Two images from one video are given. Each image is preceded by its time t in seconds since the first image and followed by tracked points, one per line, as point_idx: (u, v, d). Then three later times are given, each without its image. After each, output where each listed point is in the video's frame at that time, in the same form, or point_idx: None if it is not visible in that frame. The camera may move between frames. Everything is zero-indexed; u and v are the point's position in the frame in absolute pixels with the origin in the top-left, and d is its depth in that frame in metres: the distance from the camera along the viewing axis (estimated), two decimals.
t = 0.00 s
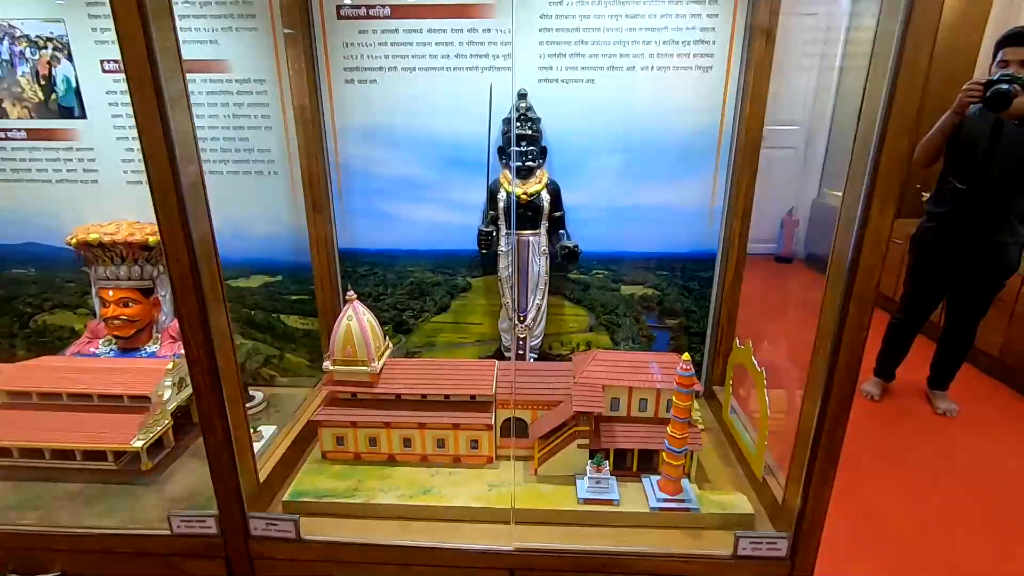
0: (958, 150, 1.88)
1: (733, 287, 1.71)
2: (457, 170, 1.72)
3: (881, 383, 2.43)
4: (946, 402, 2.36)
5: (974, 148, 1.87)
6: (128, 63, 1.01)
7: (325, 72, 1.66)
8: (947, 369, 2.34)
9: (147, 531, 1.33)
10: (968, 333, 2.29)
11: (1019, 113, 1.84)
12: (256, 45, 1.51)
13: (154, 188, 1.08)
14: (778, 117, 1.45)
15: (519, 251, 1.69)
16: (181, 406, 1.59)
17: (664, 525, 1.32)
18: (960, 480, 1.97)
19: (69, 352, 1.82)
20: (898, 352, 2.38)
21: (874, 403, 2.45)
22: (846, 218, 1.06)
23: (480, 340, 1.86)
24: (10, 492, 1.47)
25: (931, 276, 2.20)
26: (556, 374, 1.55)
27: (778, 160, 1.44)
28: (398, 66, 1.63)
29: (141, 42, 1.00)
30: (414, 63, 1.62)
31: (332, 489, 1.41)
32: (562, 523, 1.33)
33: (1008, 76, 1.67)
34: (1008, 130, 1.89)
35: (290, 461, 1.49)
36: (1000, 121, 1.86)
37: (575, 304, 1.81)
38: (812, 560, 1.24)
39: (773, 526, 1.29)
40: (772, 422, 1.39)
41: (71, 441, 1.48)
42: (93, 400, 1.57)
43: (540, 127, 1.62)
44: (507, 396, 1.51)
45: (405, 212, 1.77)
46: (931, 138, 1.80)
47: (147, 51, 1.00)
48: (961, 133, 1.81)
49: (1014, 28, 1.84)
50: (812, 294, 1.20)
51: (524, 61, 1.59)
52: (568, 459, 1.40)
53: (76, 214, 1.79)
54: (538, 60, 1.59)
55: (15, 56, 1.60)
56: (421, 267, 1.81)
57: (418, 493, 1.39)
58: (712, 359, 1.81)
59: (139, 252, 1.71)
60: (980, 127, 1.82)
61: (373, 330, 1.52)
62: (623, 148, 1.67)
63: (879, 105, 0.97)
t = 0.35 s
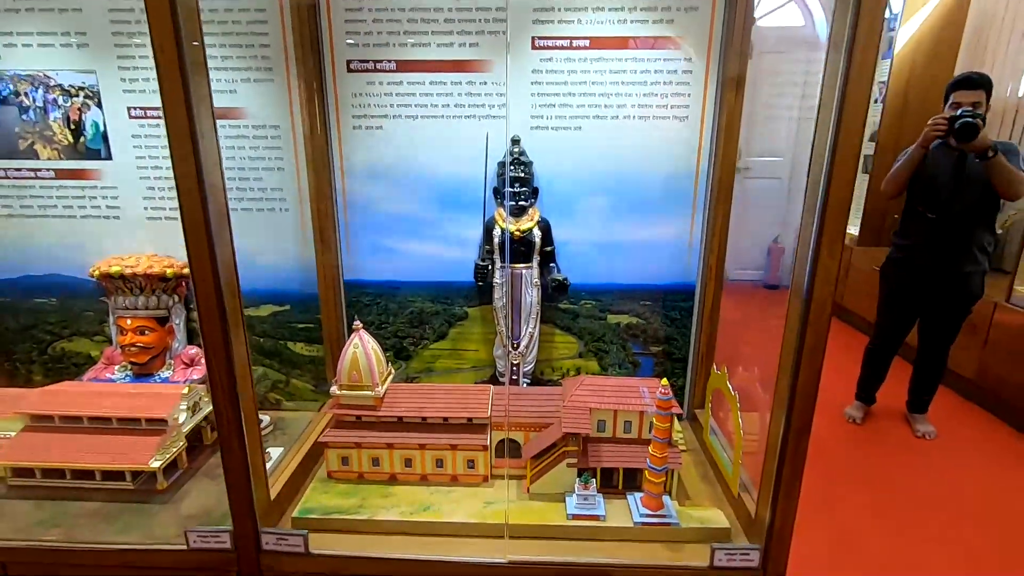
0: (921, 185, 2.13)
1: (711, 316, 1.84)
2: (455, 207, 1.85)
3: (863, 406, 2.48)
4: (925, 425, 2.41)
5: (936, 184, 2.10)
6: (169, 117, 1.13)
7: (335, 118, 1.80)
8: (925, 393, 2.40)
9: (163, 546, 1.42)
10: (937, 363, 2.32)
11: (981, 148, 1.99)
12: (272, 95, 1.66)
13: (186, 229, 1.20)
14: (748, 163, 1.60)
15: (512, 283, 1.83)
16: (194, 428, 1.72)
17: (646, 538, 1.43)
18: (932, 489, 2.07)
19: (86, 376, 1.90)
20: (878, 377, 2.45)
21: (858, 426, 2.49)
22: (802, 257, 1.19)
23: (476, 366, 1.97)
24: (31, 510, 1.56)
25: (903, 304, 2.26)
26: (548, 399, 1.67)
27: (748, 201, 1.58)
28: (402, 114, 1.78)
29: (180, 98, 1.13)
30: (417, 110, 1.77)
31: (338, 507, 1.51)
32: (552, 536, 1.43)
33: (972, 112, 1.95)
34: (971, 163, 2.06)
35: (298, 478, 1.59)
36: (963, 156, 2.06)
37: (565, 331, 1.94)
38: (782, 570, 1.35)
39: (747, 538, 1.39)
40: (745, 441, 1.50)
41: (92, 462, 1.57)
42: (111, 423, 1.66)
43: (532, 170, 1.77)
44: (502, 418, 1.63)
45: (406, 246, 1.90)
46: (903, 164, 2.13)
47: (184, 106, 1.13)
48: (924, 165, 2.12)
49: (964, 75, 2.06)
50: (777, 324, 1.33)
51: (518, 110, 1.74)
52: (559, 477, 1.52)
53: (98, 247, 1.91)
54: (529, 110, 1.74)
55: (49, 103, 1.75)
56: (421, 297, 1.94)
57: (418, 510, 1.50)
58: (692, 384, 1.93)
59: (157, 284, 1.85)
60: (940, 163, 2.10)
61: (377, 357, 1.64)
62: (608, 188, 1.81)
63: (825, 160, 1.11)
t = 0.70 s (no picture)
0: (898, 224, 2.22)
1: (699, 355, 1.93)
2: (454, 249, 1.95)
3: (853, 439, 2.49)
4: (915, 457, 2.41)
5: (912, 223, 2.20)
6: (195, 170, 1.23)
7: (342, 166, 1.91)
8: (912, 426, 2.41)
9: None
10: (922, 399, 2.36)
11: (954, 187, 2.15)
12: (284, 144, 1.77)
13: (206, 274, 1.28)
14: (729, 210, 1.71)
15: (509, 321, 1.91)
16: (201, 460, 1.78)
17: (636, 571, 1.48)
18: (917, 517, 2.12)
19: (94, 411, 1.94)
20: (866, 412, 2.48)
21: (847, 458, 2.50)
22: (776, 302, 1.29)
23: (473, 401, 2.04)
24: (41, 543, 1.60)
25: (885, 338, 2.33)
26: (541, 434, 1.74)
27: (733, 247, 1.68)
28: (405, 163, 1.89)
29: (205, 153, 1.22)
30: (419, 159, 1.88)
31: (339, 539, 1.56)
32: (545, 568, 1.49)
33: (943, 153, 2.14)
34: (944, 204, 2.18)
35: (299, 514, 1.63)
36: (937, 196, 2.19)
37: (559, 367, 2.02)
38: None
39: (733, 571, 1.45)
40: (730, 475, 1.57)
41: (102, 495, 1.62)
42: (120, 457, 1.71)
43: (527, 216, 1.88)
44: (497, 453, 1.68)
45: (407, 285, 1.99)
46: (879, 204, 2.26)
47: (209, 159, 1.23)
48: (900, 206, 2.22)
49: (928, 121, 2.27)
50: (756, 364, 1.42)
51: (514, 160, 1.87)
52: (552, 510, 1.59)
53: (112, 285, 2.00)
54: (525, 160, 1.86)
55: (72, 151, 1.88)
56: (420, 334, 2.02)
57: (416, 543, 1.55)
58: (682, 420, 2.00)
59: (168, 320, 1.94)
60: (915, 204, 2.20)
61: (379, 395, 1.71)
62: (599, 232, 1.92)
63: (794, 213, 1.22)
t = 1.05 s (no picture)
0: (883, 254, 2.27)
1: (692, 386, 1.95)
2: (451, 282, 1.99)
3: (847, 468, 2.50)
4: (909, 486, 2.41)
5: (896, 253, 2.25)
6: (201, 207, 1.24)
7: (342, 201, 1.96)
8: (904, 455, 2.42)
9: None
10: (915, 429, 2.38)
11: (937, 218, 2.20)
12: (286, 179, 1.82)
13: (208, 308, 1.30)
14: (720, 244, 1.75)
15: (504, 352, 1.95)
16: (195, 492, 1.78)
17: None
18: (909, 546, 2.13)
19: (90, 442, 1.95)
20: (860, 442, 2.49)
21: (844, 487, 2.50)
22: (766, 337, 1.32)
23: (468, 432, 2.05)
24: None
25: (874, 367, 2.36)
26: (537, 467, 1.76)
27: (725, 280, 1.71)
28: (404, 198, 1.94)
29: (210, 191, 1.24)
30: (418, 194, 1.93)
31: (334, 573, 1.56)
32: None
33: (924, 185, 2.17)
34: (927, 234, 2.23)
35: (292, 548, 1.62)
36: (920, 226, 2.24)
37: (554, 398, 2.04)
38: None
39: None
40: (724, 508, 1.58)
41: (95, 528, 1.61)
42: (115, 489, 1.71)
43: (523, 249, 1.93)
44: (493, 486, 1.70)
45: (404, 317, 2.02)
46: (863, 235, 2.33)
47: (215, 198, 1.24)
48: (883, 236, 2.28)
49: (906, 155, 2.35)
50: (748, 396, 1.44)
51: (510, 195, 1.91)
52: (546, 544, 1.58)
53: (112, 316, 2.02)
54: (520, 196, 1.91)
55: (78, 185, 1.92)
56: (417, 365, 2.04)
57: None
58: (677, 451, 2.01)
59: (166, 351, 1.95)
60: (899, 234, 2.26)
61: (376, 426, 1.73)
62: (593, 265, 1.96)
63: (780, 252, 1.27)
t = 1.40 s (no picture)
0: (874, 274, 2.29)
1: (689, 408, 1.96)
2: (448, 304, 1.99)
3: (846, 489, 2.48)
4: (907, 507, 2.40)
5: (887, 272, 2.26)
6: (200, 231, 1.24)
7: (340, 223, 1.97)
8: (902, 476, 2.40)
9: None
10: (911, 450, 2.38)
11: (925, 237, 2.24)
12: (285, 201, 1.83)
13: (207, 332, 1.30)
14: (716, 266, 1.76)
15: (501, 374, 1.95)
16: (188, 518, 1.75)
17: None
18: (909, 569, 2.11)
19: (82, 465, 1.93)
20: (857, 463, 2.49)
21: (842, 509, 2.48)
22: (762, 359, 1.33)
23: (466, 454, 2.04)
24: None
25: (869, 388, 2.36)
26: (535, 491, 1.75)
27: (721, 302, 1.71)
28: (402, 220, 1.95)
29: (211, 215, 1.24)
30: (416, 217, 1.94)
31: None
32: None
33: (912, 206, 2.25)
34: (917, 254, 2.26)
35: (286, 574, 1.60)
36: (909, 246, 2.26)
37: (551, 420, 2.03)
38: None
39: None
40: (722, 531, 1.57)
41: (85, 553, 1.58)
42: (107, 513, 1.69)
43: (520, 271, 1.94)
44: (490, 509, 1.70)
45: (401, 339, 2.02)
46: (852, 256, 2.34)
47: (216, 222, 1.25)
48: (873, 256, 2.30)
49: (895, 178, 2.41)
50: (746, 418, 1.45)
51: (507, 218, 1.93)
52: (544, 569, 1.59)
53: (108, 337, 2.01)
54: (517, 219, 1.93)
55: (77, 207, 1.93)
56: (414, 386, 2.04)
57: None
58: (675, 474, 2.01)
59: (162, 373, 1.94)
60: (889, 254, 2.28)
61: (372, 449, 1.72)
62: (590, 287, 1.97)
63: (774, 276, 1.28)
